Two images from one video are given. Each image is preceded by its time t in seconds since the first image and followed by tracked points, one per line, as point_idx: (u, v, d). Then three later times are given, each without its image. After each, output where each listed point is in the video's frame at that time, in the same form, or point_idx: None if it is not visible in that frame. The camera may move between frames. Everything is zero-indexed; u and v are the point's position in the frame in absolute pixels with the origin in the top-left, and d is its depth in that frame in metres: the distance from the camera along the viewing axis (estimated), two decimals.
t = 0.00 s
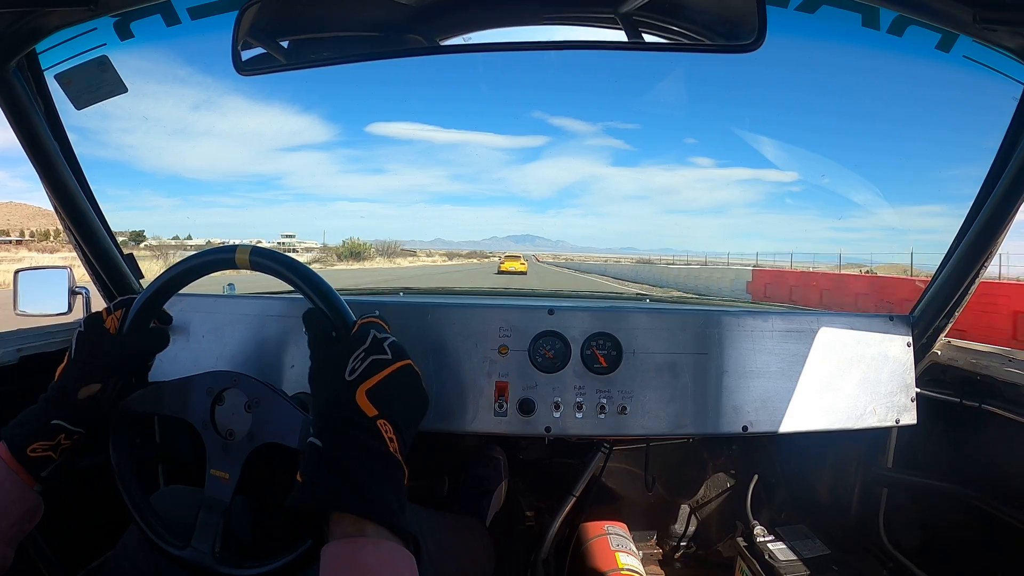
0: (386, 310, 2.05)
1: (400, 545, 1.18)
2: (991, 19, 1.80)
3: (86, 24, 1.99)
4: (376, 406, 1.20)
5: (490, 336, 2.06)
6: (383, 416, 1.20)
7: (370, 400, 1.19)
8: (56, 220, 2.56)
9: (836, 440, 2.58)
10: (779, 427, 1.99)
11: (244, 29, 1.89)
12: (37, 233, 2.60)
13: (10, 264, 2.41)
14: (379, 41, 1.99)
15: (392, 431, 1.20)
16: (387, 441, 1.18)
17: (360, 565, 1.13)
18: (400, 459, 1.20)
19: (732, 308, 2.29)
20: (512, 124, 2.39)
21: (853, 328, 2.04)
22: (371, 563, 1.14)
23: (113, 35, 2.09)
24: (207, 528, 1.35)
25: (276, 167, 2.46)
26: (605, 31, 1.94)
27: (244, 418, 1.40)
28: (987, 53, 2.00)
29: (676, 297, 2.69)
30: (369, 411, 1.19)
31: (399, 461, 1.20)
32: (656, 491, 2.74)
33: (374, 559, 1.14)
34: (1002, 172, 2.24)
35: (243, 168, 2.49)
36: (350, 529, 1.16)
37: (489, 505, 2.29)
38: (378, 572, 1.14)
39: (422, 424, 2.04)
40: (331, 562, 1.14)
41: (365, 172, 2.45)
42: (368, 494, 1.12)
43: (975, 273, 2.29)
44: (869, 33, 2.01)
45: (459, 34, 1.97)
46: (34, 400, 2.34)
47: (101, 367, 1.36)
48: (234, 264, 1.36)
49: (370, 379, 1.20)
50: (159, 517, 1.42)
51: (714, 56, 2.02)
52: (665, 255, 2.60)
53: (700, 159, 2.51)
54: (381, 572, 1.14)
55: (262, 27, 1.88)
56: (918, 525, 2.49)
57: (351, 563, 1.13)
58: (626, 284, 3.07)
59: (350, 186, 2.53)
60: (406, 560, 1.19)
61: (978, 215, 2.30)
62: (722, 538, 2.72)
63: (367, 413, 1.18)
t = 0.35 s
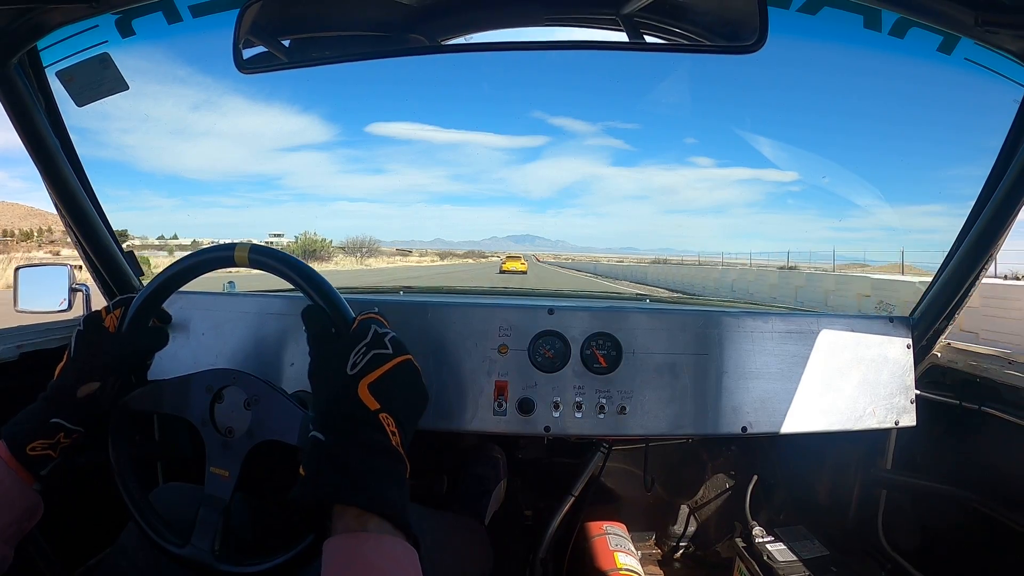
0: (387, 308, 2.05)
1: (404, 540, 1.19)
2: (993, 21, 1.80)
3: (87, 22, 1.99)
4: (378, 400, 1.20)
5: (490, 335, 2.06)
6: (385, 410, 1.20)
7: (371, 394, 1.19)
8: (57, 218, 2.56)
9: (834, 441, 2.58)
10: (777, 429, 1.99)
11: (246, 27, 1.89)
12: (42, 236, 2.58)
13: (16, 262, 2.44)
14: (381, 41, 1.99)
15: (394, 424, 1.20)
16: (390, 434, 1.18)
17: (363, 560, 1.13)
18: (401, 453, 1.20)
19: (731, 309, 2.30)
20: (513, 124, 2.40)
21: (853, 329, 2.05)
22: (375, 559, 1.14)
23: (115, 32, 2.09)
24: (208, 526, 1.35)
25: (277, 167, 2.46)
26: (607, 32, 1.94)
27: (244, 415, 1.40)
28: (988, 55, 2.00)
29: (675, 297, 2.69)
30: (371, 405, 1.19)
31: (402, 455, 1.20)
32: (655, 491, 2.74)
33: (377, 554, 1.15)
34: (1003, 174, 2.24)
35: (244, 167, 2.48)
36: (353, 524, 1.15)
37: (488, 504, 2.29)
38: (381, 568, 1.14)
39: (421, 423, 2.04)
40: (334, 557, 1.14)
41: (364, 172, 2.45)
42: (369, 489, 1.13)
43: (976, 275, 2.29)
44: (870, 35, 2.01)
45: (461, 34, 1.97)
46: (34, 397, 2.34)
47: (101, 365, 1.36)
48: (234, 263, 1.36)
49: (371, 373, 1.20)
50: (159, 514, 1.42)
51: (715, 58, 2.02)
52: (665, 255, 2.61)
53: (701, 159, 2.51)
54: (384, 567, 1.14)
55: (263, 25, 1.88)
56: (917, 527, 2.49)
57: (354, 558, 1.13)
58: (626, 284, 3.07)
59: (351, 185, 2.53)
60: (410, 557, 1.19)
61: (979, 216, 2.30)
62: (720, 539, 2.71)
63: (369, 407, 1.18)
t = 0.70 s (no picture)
0: (386, 308, 2.05)
1: (402, 540, 1.19)
2: (992, 20, 1.80)
3: (85, 21, 1.99)
4: (376, 400, 1.20)
5: (488, 334, 2.06)
6: (382, 409, 1.21)
7: (369, 394, 1.20)
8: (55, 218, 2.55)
9: (832, 440, 2.58)
10: (775, 428, 1.99)
11: (244, 27, 1.88)
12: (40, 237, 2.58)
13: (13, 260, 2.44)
14: (379, 40, 1.99)
15: (391, 425, 1.20)
16: (387, 434, 1.19)
17: (362, 560, 1.14)
18: (399, 452, 1.20)
19: (729, 309, 2.30)
20: (512, 123, 2.40)
21: (851, 328, 2.05)
22: (373, 558, 1.15)
23: (113, 32, 2.09)
24: (206, 525, 1.35)
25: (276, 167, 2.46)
26: (605, 31, 1.94)
27: (242, 415, 1.40)
28: (986, 55, 2.00)
29: (673, 297, 2.70)
30: (369, 405, 1.19)
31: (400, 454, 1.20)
32: (653, 491, 2.74)
33: (376, 554, 1.15)
34: (1001, 174, 2.25)
35: (242, 167, 2.48)
36: (350, 524, 1.15)
37: (487, 503, 2.29)
38: (379, 568, 1.15)
39: (419, 422, 2.04)
40: (332, 557, 1.14)
41: (362, 172, 2.46)
42: (368, 486, 1.12)
43: (974, 274, 2.30)
44: (868, 35, 2.01)
45: (459, 33, 1.96)
46: (32, 397, 2.34)
47: (99, 366, 1.36)
48: (231, 263, 1.35)
49: (368, 373, 1.20)
50: (157, 514, 1.42)
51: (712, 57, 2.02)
52: (664, 254, 2.61)
53: (700, 158, 2.51)
54: (383, 568, 1.14)
55: (261, 25, 1.87)
56: (914, 526, 2.50)
57: (353, 559, 1.13)
58: (625, 284, 3.07)
59: (350, 185, 2.52)
60: (407, 556, 1.19)
61: (977, 216, 2.30)
62: (719, 539, 2.74)
63: (366, 407, 1.18)
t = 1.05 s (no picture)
0: (385, 310, 2.05)
1: (400, 546, 1.19)
2: (989, 21, 1.80)
3: (84, 23, 1.99)
4: (376, 408, 1.20)
5: (487, 336, 2.06)
6: (382, 417, 1.20)
7: (369, 402, 1.19)
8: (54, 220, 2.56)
9: (831, 441, 2.59)
10: (773, 429, 1.99)
11: (242, 28, 1.88)
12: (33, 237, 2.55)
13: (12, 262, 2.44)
14: (378, 41, 1.99)
15: (390, 432, 1.20)
16: (386, 441, 1.19)
17: (360, 566, 1.13)
18: (398, 459, 1.20)
19: (728, 309, 2.30)
20: (513, 124, 2.40)
21: (851, 330, 2.05)
22: (371, 565, 1.14)
23: (111, 33, 2.09)
24: (203, 526, 1.35)
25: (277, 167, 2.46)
26: (603, 33, 1.94)
27: (240, 417, 1.40)
28: (984, 56, 2.00)
29: (671, 298, 2.70)
30: (368, 412, 1.19)
31: (397, 461, 1.20)
32: (652, 491, 2.74)
33: (373, 560, 1.14)
34: (999, 175, 2.25)
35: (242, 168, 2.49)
36: (349, 530, 1.16)
37: (486, 505, 2.29)
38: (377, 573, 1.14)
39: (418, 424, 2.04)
40: (330, 564, 1.14)
41: (361, 172, 2.45)
42: (366, 491, 1.13)
43: (972, 275, 2.30)
44: (866, 36, 2.02)
45: (457, 34, 1.97)
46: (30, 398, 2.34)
47: (99, 363, 1.36)
48: (233, 264, 1.35)
49: (369, 380, 1.20)
50: (155, 515, 1.42)
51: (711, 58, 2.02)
52: (663, 255, 2.61)
53: (700, 159, 2.51)
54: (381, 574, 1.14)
55: (260, 26, 1.87)
56: (913, 526, 2.50)
57: (351, 565, 1.13)
58: (624, 284, 3.07)
59: (351, 186, 2.52)
60: (405, 562, 1.19)
61: (975, 216, 2.31)
62: (718, 539, 2.74)
63: (365, 414, 1.18)
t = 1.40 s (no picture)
0: (384, 310, 2.05)
1: (400, 544, 1.19)
2: (989, 18, 1.80)
3: (82, 25, 1.99)
4: (374, 404, 1.20)
5: (486, 335, 2.06)
6: (381, 413, 1.20)
7: (367, 397, 1.19)
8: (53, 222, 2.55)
9: (832, 439, 2.59)
10: (774, 427, 2.00)
11: (241, 30, 1.88)
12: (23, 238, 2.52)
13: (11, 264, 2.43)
14: (375, 42, 1.99)
15: (389, 428, 1.20)
16: (384, 437, 1.19)
17: (360, 564, 1.13)
18: (398, 456, 1.20)
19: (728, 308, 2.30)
20: (512, 124, 2.40)
21: (849, 326, 2.05)
22: (372, 562, 1.14)
23: (110, 35, 2.09)
24: (205, 527, 1.35)
25: (276, 167, 2.46)
26: (601, 31, 1.94)
27: (241, 418, 1.40)
28: (983, 53, 2.00)
29: (671, 297, 2.70)
30: (367, 408, 1.19)
31: (396, 457, 1.19)
32: (653, 490, 2.74)
33: (374, 558, 1.14)
34: (998, 171, 2.25)
35: (242, 168, 2.49)
36: (349, 528, 1.16)
37: (486, 505, 2.29)
38: (378, 571, 1.14)
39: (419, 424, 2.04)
40: (330, 562, 1.14)
41: (362, 172, 2.44)
42: (365, 488, 1.13)
43: (972, 272, 2.30)
44: (865, 33, 2.02)
45: (456, 34, 1.97)
46: (30, 401, 2.34)
47: (98, 369, 1.36)
48: (230, 265, 1.35)
49: (367, 376, 1.20)
50: (156, 518, 1.42)
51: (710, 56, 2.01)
52: (663, 254, 2.61)
53: (699, 158, 2.51)
54: (382, 572, 1.14)
55: (258, 27, 1.87)
56: (914, 524, 2.50)
57: (352, 562, 1.13)
58: (624, 283, 3.07)
59: (350, 186, 2.52)
60: (405, 560, 1.19)
61: (974, 213, 2.31)
62: (719, 538, 2.75)
63: (364, 410, 1.18)
